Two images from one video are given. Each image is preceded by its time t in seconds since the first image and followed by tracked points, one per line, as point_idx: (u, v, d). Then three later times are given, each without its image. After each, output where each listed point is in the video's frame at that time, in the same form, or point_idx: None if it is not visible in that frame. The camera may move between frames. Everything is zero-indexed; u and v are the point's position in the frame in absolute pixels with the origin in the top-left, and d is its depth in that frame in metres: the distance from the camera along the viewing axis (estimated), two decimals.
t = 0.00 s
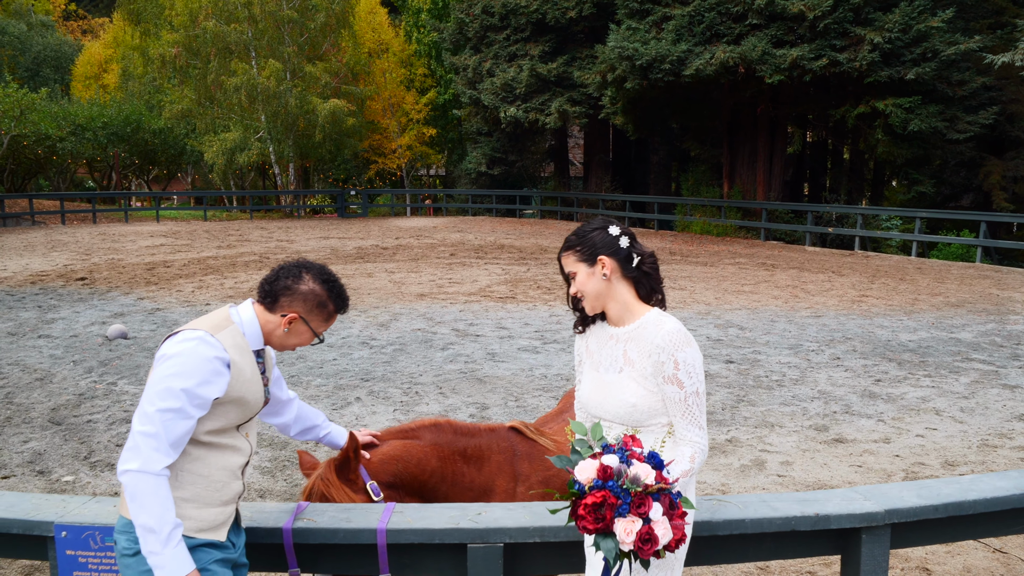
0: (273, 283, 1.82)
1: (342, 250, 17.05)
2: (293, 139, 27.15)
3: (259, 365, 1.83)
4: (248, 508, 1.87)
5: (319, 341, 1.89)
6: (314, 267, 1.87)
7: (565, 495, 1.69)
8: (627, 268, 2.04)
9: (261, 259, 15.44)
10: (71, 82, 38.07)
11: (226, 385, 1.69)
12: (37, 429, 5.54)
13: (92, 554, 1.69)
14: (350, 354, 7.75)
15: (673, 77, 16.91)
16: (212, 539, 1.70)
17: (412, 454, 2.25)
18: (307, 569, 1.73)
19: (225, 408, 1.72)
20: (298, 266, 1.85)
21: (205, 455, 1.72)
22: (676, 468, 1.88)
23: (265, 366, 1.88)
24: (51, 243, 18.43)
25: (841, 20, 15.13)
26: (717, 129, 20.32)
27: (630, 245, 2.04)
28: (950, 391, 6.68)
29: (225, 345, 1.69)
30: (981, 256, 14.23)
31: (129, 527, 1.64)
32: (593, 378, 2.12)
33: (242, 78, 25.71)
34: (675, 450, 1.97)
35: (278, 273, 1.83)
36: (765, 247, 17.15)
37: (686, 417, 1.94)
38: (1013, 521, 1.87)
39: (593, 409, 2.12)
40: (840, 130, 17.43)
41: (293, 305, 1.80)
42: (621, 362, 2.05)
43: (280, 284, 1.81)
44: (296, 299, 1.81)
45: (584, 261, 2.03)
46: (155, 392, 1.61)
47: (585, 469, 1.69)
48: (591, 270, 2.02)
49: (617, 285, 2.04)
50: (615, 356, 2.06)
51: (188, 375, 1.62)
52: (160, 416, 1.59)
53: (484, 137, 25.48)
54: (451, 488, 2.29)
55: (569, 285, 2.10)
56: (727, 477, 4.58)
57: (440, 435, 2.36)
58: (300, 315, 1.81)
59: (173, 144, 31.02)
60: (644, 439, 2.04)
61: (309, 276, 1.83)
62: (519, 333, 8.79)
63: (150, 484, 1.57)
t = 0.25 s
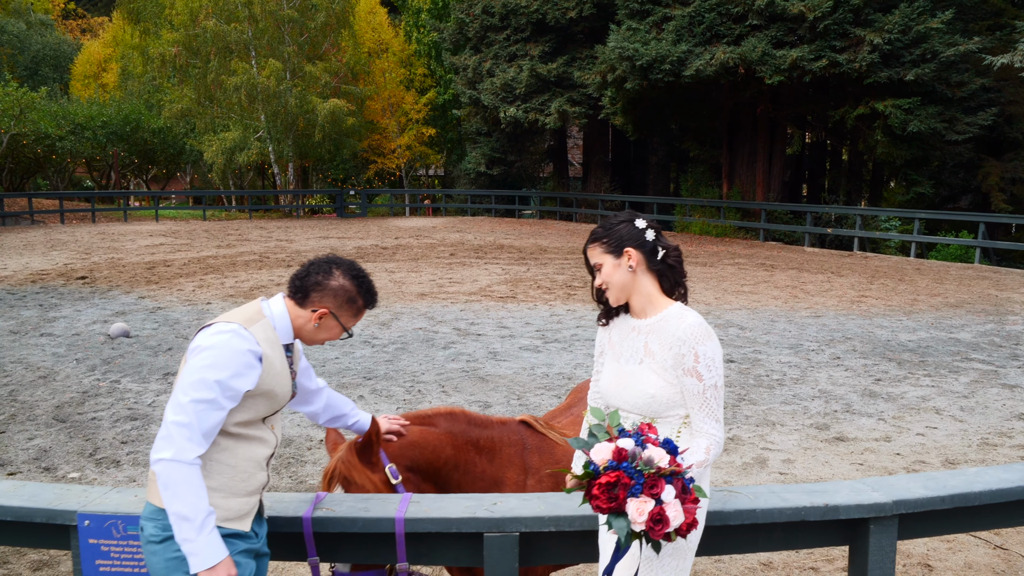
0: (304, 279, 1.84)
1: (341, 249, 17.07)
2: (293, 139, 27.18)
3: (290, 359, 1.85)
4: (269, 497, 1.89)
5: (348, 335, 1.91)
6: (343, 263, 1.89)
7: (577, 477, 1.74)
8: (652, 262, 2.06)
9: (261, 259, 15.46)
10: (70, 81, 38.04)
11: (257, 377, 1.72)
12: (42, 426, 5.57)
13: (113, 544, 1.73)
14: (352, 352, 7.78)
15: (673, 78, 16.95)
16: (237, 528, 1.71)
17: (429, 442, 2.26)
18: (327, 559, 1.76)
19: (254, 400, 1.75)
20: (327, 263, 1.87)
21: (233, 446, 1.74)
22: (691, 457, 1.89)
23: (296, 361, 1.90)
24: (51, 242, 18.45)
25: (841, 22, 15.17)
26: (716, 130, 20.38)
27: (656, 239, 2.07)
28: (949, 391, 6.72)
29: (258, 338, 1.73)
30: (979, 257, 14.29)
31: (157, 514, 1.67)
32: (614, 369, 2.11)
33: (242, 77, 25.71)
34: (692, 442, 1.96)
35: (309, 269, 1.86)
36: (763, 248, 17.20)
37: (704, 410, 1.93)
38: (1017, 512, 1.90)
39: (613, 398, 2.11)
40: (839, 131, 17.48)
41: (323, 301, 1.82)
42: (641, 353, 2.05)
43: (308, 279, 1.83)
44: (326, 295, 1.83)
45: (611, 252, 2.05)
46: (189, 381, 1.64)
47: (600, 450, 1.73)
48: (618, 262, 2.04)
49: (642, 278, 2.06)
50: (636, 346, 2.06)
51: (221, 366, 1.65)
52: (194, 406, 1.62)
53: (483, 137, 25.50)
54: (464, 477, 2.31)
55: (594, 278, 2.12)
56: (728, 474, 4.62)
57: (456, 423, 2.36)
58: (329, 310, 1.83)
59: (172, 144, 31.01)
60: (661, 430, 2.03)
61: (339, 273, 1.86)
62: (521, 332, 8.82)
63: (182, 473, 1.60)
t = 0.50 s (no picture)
0: (330, 276, 1.87)
1: (342, 249, 17.09)
2: (293, 139, 27.20)
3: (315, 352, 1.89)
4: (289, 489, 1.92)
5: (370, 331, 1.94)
6: (369, 260, 1.92)
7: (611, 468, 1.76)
8: (676, 255, 2.08)
9: (262, 258, 15.47)
10: (70, 81, 38.03)
11: (284, 372, 1.75)
12: (47, 424, 5.59)
13: (136, 535, 1.78)
14: (356, 351, 7.80)
15: (673, 78, 16.98)
16: (262, 518, 1.74)
17: (454, 421, 2.33)
18: (346, 550, 1.79)
19: (280, 394, 1.78)
20: (354, 260, 1.91)
21: (259, 438, 1.78)
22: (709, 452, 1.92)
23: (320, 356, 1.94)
24: (51, 241, 18.47)
25: (841, 22, 15.21)
26: (715, 130, 20.40)
27: (680, 233, 2.09)
28: (951, 390, 6.75)
29: (285, 333, 1.76)
30: (979, 257, 14.32)
31: (184, 504, 1.71)
32: (633, 362, 2.14)
33: (242, 77, 25.72)
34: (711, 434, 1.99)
35: (336, 266, 1.89)
36: (763, 249, 17.22)
37: (724, 403, 1.96)
38: None
39: (632, 390, 2.13)
40: (839, 132, 17.52)
41: (350, 297, 1.85)
42: (662, 347, 2.07)
43: (335, 276, 1.87)
44: (351, 292, 1.86)
45: (637, 244, 2.06)
46: (217, 374, 1.67)
47: (632, 443, 1.75)
48: (644, 253, 2.05)
49: (665, 272, 2.08)
50: (657, 341, 2.08)
51: (249, 360, 1.68)
52: (222, 399, 1.65)
53: (483, 138, 25.52)
54: (484, 461, 2.36)
55: (616, 270, 2.12)
56: (732, 472, 4.65)
57: (481, 406, 2.42)
58: (355, 307, 1.86)
59: (172, 143, 31.00)
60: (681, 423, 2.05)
61: (365, 270, 1.89)
62: (523, 331, 8.85)
63: (210, 464, 1.62)
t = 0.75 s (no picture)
0: (345, 269, 1.88)
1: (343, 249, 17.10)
2: (293, 139, 27.22)
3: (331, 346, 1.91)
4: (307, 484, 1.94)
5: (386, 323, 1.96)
6: (383, 253, 1.93)
7: (640, 465, 1.78)
8: (694, 252, 2.11)
9: (263, 259, 15.48)
10: (70, 81, 38.03)
11: (300, 367, 1.76)
12: (53, 422, 5.60)
13: (152, 529, 1.78)
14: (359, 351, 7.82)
15: (673, 78, 17.00)
16: (283, 513, 1.75)
17: (480, 400, 2.42)
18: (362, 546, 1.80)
19: (298, 388, 1.80)
20: (368, 253, 1.92)
21: (279, 433, 1.79)
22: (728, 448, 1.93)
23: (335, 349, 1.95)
24: (52, 241, 18.48)
25: (841, 23, 15.23)
26: (714, 130, 20.43)
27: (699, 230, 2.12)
28: (952, 389, 6.76)
29: (301, 329, 1.77)
30: (979, 257, 14.34)
31: (205, 500, 1.73)
32: (649, 358, 2.16)
33: (242, 77, 25.72)
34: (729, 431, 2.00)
35: (351, 258, 1.90)
36: (764, 249, 17.25)
37: (742, 398, 1.98)
38: None
39: (648, 386, 2.15)
40: (839, 133, 17.55)
41: (365, 289, 1.87)
42: (679, 343, 2.09)
43: (351, 269, 1.88)
44: (366, 284, 1.88)
45: (658, 236, 2.07)
46: (232, 372, 1.68)
47: (661, 439, 1.77)
48: (666, 246, 2.06)
49: (683, 267, 2.10)
50: (673, 337, 2.10)
51: (265, 357, 1.69)
52: (239, 395, 1.66)
53: (483, 138, 25.54)
54: (501, 448, 2.45)
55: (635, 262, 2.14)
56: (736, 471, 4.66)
57: (504, 392, 2.50)
58: (371, 300, 1.88)
59: (172, 143, 30.98)
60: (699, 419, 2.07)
61: (380, 262, 1.90)
62: (525, 331, 8.87)
63: (227, 460, 1.64)
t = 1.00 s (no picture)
0: (347, 260, 1.88)
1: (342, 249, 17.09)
2: (292, 140, 27.23)
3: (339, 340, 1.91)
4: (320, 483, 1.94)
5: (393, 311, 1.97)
6: (385, 241, 1.93)
7: (651, 463, 1.78)
8: (705, 251, 2.12)
9: (262, 259, 15.46)
10: (68, 82, 37.99)
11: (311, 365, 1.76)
12: (54, 422, 5.59)
13: (163, 529, 1.78)
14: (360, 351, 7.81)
15: (672, 79, 17.01)
16: (299, 512, 1.75)
17: (503, 389, 2.42)
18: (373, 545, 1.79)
19: (310, 386, 1.79)
20: (369, 243, 1.92)
21: (293, 433, 1.79)
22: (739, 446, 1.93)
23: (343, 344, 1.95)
24: (51, 241, 18.46)
25: (840, 24, 15.24)
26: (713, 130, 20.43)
27: (711, 230, 2.13)
28: (954, 390, 6.77)
29: (308, 326, 1.76)
30: (978, 258, 14.35)
31: (219, 501, 1.73)
32: (658, 357, 2.16)
33: (241, 77, 25.71)
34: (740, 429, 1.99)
35: (352, 250, 1.90)
36: (763, 250, 17.26)
37: (753, 396, 1.97)
38: None
39: (658, 385, 2.15)
40: (838, 133, 17.56)
41: (371, 280, 1.87)
42: (688, 341, 2.09)
43: (354, 261, 1.88)
44: (372, 275, 1.88)
45: (670, 233, 2.08)
46: (244, 376, 1.67)
47: (672, 437, 1.77)
48: (677, 243, 2.08)
49: (692, 266, 2.11)
50: (683, 335, 2.10)
51: (275, 358, 1.68)
52: (251, 398, 1.65)
53: (482, 139, 25.54)
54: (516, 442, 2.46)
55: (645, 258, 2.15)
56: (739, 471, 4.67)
57: (522, 386, 2.52)
58: (377, 290, 1.89)
59: (171, 144, 30.95)
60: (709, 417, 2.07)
61: (382, 251, 1.90)
62: (526, 331, 8.86)
63: (242, 464, 1.63)
